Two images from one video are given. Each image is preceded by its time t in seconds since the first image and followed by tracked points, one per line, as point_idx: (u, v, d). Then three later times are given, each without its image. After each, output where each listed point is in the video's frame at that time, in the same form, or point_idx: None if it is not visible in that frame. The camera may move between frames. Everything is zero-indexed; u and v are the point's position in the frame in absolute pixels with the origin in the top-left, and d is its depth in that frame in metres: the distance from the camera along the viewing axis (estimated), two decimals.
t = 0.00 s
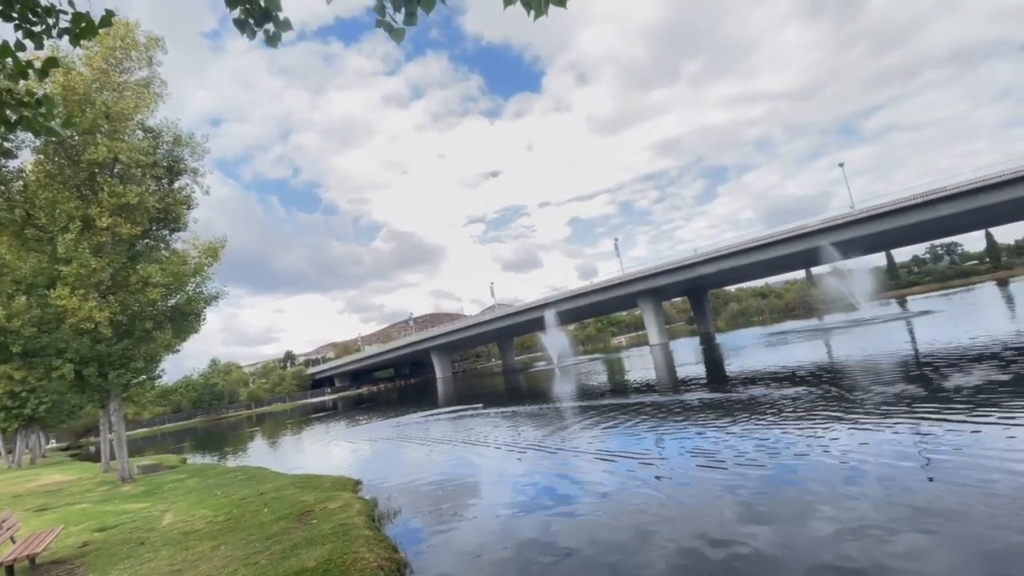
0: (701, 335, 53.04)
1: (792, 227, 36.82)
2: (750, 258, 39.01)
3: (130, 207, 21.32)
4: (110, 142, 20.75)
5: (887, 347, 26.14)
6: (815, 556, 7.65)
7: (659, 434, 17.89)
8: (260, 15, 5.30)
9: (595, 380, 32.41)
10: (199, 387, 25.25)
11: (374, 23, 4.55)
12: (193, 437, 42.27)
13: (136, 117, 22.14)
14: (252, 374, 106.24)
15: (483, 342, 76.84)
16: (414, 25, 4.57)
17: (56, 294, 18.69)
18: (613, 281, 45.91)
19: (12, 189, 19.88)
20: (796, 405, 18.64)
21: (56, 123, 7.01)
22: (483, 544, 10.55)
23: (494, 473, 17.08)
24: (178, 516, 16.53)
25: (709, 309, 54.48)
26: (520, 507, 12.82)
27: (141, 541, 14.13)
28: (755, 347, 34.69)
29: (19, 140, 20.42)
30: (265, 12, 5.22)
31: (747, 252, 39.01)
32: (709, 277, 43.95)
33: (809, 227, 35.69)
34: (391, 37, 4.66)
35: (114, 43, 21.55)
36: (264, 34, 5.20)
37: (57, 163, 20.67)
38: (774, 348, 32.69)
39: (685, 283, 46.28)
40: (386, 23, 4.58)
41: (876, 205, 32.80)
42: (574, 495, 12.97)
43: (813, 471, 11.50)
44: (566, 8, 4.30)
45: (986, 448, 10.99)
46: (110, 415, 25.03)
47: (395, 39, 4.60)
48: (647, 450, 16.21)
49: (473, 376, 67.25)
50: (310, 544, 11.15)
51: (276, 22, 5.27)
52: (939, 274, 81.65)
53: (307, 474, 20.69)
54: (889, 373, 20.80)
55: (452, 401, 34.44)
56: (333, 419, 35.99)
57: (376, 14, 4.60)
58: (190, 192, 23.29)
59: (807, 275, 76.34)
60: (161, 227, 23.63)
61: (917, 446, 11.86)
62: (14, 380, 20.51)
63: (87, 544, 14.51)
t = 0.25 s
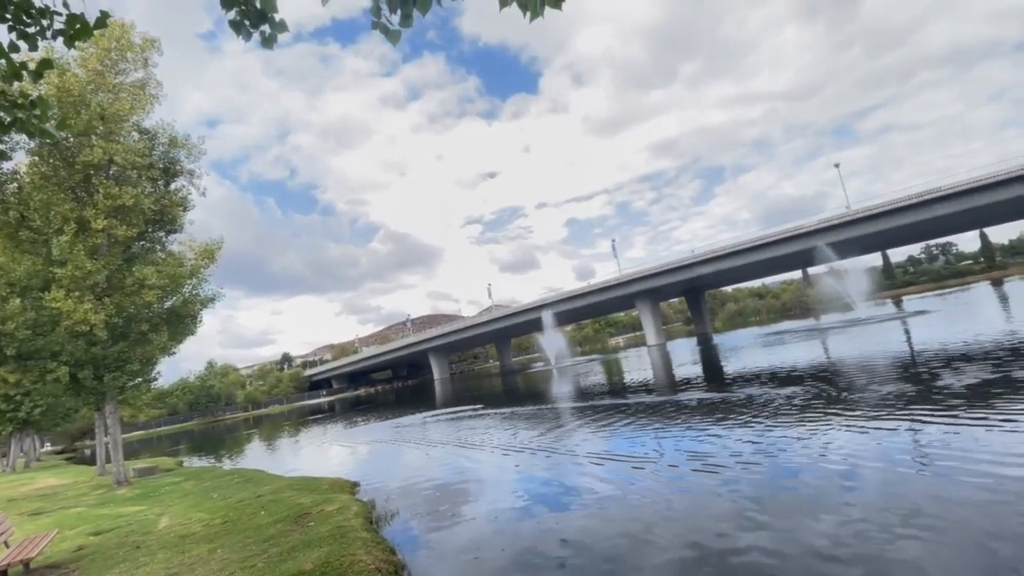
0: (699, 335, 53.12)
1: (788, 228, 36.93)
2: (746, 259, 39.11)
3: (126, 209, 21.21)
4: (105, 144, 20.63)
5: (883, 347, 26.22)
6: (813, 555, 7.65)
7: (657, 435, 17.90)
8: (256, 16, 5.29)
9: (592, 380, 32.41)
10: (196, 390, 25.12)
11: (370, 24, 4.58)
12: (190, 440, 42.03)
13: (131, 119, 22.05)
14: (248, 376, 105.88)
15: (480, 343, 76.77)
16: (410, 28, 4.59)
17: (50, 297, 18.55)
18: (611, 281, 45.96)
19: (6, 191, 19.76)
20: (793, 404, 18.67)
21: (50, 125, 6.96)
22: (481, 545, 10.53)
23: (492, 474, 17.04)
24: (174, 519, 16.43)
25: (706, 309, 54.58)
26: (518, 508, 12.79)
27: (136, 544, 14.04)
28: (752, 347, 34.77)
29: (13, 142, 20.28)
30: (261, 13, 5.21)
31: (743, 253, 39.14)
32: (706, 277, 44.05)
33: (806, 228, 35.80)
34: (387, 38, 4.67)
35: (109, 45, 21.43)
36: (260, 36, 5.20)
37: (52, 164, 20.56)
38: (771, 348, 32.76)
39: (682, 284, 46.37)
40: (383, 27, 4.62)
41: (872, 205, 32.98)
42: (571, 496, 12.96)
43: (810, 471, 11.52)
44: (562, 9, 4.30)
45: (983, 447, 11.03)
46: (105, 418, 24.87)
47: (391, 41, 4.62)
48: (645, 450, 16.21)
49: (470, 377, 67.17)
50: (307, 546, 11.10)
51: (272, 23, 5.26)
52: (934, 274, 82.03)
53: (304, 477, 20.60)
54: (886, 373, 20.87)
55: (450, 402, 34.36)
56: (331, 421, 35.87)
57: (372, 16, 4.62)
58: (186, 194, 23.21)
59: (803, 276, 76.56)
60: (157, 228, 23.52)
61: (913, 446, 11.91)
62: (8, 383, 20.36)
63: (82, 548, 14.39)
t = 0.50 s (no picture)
0: (697, 336, 53.16)
1: (786, 229, 37.00)
2: (745, 260, 39.15)
3: (124, 211, 21.16)
4: (103, 145, 20.56)
5: (881, 347, 26.26)
6: (812, 556, 7.65)
7: (655, 436, 17.89)
8: (252, 18, 5.28)
9: (591, 382, 32.40)
10: (194, 392, 25.04)
11: (367, 25, 4.58)
12: (188, 442, 41.92)
13: (129, 120, 22.02)
14: (247, 377, 105.70)
15: (479, 344, 76.74)
16: (407, 29, 4.59)
17: (47, 299, 18.45)
18: (609, 283, 45.99)
19: (2, 193, 19.73)
20: (792, 405, 18.69)
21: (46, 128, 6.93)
22: (479, 548, 10.50)
23: (490, 477, 17.01)
24: (171, 522, 16.37)
25: (704, 310, 54.61)
26: (518, 510, 12.75)
27: (133, 548, 13.97)
28: (751, 348, 34.79)
29: (10, 143, 20.22)
30: (258, 15, 5.21)
31: (741, 253, 39.20)
32: (705, 278, 44.09)
33: (804, 229, 35.86)
34: (383, 40, 4.67)
35: (107, 46, 21.37)
36: (258, 37, 5.20)
37: (49, 166, 20.53)
38: (769, 349, 32.80)
39: (681, 285, 46.43)
40: (380, 28, 4.61)
41: (869, 206, 33.07)
42: (569, 498, 12.94)
43: (809, 472, 11.53)
44: (558, 11, 4.30)
45: (981, 448, 11.04)
46: (102, 420, 24.78)
47: (388, 42, 4.62)
48: (644, 452, 16.19)
49: (469, 378, 67.12)
50: (305, 549, 11.06)
51: (269, 25, 5.26)
52: (932, 274, 82.22)
53: (302, 479, 20.54)
54: (884, 373, 20.88)
55: (448, 404, 34.31)
56: (330, 422, 35.80)
57: (369, 18, 4.61)
58: (184, 195, 23.17)
59: (801, 277, 76.69)
60: (155, 230, 23.49)
61: (910, 447, 11.92)
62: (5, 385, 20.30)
63: (79, 551, 14.33)
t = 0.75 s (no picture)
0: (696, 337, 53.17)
1: (785, 231, 37.06)
2: (744, 261, 39.18)
3: (122, 212, 21.13)
4: (102, 147, 20.53)
5: (880, 349, 26.28)
6: (811, 558, 7.63)
7: (654, 438, 17.87)
8: (250, 20, 5.27)
9: (590, 383, 32.38)
10: (192, 394, 24.98)
11: (365, 27, 4.58)
12: (187, 444, 41.83)
13: (128, 122, 22.00)
14: (246, 379, 105.52)
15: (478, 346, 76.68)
16: (405, 31, 4.58)
17: (45, 300, 18.37)
18: (608, 284, 46.03)
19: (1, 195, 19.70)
20: (790, 407, 18.69)
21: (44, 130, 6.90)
22: (478, 550, 10.47)
23: (489, 479, 16.98)
24: (169, 524, 16.32)
25: (703, 311, 54.63)
26: (516, 512, 12.72)
27: (131, 550, 13.91)
28: (749, 350, 34.81)
29: (9, 145, 20.19)
30: (257, 17, 5.21)
31: (740, 255, 39.24)
32: (704, 279, 44.13)
33: (802, 230, 35.91)
34: (382, 42, 4.67)
35: (106, 48, 21.35)
36: (256, 38, 5.20)
37: (48, 168, 20.51)
38: (768, 351, 32.80)
39: (680, 287, 46.46)
40: (379, 30, 4.61)
41: (867, 208, 33.13)
42: (568, 500, 12.92)
43: (808, 473, 11.51)
44: (557, 13, 4.28)
45: (980, 450, 11.02)
46: (100, 422, 24.70)
47: (386, 44, 4.61)
48: (643, 454, 16.17)
49: (468, 380, 67.05)
50: (303, 551, 11.03)
51: (267, 26, 5.25)
52: (930, 275, 82.31)
53: (300, 481, 20.49)
54: (883, 375, 20.89)
55: (448, 406, 34.26)
56: (329, 424, 35.73)
57: (367, 20, 4.61)
58: (182, 197, 23.15)
59: (800, 279, 76.76)
60: (153, 232, 23.46)
61: (909, 448, 11.92)
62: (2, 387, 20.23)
63: (76, 554, 14.26)
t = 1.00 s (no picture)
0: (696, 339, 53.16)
1: (784, 233, 37.10)
2: (743, 263, 39.21)
3: (122, 213, 21.13)
4: (101, 148, 20.53)
5: (879, 351, 26.29)
6: (812, 559, 7.65)
7: (654, 440, 17.85)
8: (252, 22, 5.29)
9: (590, 385, 32.36)
10: (191, 395, 24.93)
11: (367, 29, 4.60)
12: (185, 445, 41.75)
13: (128, 123, 22.03)
14: (245, 380, 105.39)
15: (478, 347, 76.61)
16: (407, 33, 4.61)
17: (44, 301, 18.33)
18: (608, 286, 46.03)
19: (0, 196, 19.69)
20: (790, 409, 18.69)
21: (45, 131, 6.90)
22: (478, 552, 10.46)
23: (488, 481, 16.95)
24: (168, 526, 16.29)
25: (703, 313, 54.64)
26: (516, 514, 12.70)
27: (129, 552, 13.87)
28: (749, 352, 34.80)
29: (9, 145, 20.19)
30: (259, 19, 5.23)
31: (739, 257, 39.27)
32: (704, 281, 44.14)
33: (801, 233, 35.96)
34: (384, 44, 4.69)
35: (106, 48, 21.35)
36: (258, 40, 5.22)
37: (48, 168, 20.52)
38: (767, 353, 32.80)
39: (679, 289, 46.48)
40: (380, 32, 4.63)
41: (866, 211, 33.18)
42: (567, 502, 12.91)
43: (808, 475, 11.53)
44: (559, 16, 4.30)
45: (979, 452, 11.04)
46: (99, 424, 24.65)
47: (388, 46, 4.63)
48: (642, 455, 16.16)
49: (467, 382, 67.01)
50: (302, 553, 11.00)
51: (269, 28, 5.27)
52: (929, 277, 82.37)
53: (300, 483, 20.45)
54: (883, 377, 20.89)
55: (447, 407, 34.20)
56: (328, 426, 35.67)
57: (369, 22, 4.62)
58: (182, 198, 23.15)
59: (800, 281, 76.79)
60: (153, 233, 23.46)
61: (908, 451, 11.92)
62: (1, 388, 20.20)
63: (75, 555, 14.22)
